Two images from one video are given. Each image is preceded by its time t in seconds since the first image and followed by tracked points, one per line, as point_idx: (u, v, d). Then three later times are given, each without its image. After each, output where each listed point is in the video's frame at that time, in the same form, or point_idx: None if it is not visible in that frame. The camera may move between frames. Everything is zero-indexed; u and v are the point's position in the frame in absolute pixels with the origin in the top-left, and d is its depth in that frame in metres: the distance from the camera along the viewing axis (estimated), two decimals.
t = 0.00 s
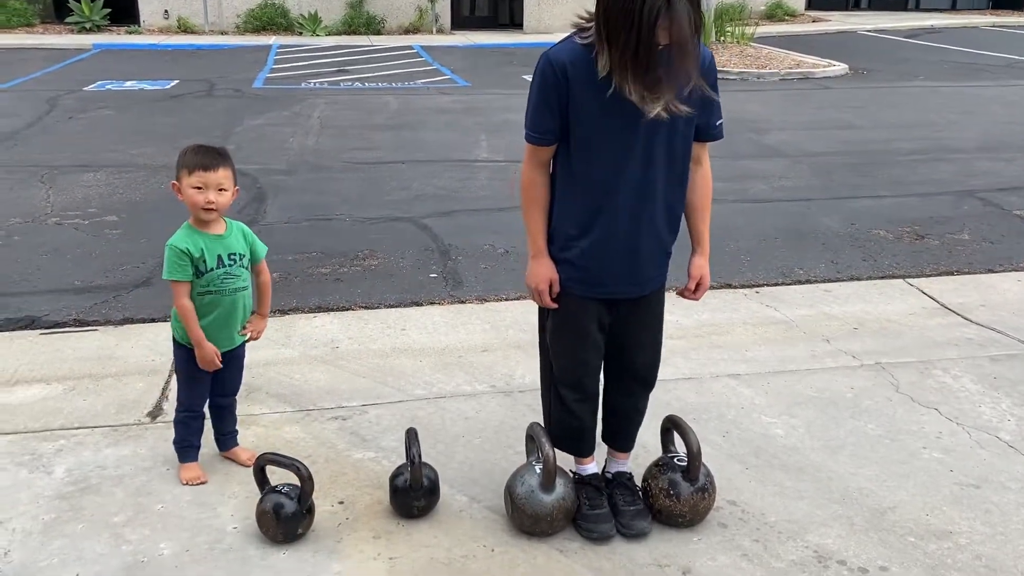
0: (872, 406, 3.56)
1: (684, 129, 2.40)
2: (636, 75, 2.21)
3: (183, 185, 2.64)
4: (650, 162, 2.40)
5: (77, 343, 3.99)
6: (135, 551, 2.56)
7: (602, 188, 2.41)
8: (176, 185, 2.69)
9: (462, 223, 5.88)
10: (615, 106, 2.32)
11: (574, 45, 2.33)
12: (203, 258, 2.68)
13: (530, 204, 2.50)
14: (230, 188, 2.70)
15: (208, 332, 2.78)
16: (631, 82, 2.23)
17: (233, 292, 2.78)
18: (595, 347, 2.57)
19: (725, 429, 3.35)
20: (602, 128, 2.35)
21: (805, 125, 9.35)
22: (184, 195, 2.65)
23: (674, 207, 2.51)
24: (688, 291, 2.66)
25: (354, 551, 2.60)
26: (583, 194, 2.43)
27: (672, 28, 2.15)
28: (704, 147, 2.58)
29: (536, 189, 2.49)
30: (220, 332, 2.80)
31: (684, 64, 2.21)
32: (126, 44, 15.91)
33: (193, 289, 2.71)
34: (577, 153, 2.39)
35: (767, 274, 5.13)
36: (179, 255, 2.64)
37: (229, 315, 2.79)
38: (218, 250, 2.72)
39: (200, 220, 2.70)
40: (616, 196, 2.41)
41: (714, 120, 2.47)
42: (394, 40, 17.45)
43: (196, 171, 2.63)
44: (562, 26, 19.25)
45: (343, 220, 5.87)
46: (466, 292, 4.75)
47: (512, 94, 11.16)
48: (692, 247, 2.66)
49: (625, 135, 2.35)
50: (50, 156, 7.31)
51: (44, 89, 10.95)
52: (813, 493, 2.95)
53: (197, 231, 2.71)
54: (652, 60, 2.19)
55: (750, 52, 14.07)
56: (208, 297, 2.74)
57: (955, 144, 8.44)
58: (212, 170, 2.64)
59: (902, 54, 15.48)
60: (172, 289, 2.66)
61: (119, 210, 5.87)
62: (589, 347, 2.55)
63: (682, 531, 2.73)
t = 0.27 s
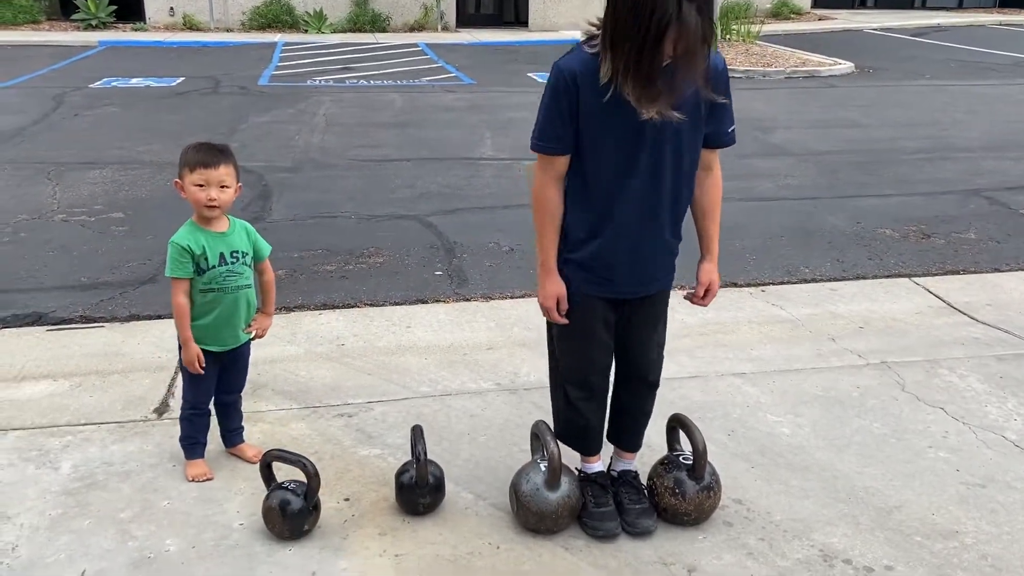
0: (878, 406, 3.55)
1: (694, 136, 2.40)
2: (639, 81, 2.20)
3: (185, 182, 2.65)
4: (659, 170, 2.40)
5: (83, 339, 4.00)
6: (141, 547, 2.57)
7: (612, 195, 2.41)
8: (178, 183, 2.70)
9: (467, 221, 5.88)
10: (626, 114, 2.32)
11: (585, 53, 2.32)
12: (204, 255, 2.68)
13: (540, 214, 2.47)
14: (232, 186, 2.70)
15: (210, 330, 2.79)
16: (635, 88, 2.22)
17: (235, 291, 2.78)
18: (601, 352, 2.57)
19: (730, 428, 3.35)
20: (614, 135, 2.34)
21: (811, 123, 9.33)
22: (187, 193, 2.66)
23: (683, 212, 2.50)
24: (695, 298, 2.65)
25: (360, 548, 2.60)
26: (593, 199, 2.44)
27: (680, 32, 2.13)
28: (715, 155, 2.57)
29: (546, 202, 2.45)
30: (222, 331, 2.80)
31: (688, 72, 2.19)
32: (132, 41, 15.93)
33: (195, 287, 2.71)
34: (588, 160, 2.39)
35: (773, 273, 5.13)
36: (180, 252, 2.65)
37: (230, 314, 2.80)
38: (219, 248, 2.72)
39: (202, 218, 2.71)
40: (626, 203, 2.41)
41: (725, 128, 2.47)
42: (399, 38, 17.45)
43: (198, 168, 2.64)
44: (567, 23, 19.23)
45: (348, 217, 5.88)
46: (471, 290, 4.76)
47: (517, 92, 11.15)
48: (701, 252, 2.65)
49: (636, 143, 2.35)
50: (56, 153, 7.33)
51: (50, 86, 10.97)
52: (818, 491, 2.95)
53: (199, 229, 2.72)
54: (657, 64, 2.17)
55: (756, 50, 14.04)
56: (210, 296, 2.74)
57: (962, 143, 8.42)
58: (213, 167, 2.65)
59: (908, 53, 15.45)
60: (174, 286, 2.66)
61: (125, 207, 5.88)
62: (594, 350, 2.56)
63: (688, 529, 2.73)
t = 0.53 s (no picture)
0: (882, 405, 3.55)
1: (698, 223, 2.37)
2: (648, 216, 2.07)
3: (185, 180, 2.66)
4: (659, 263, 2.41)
5: (88, 336, 4.01)
6: (146, 543, 2.58)
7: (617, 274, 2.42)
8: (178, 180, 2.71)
9: (472, 219, 5.88)
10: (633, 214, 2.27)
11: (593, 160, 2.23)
12: (203, 251, 2.69)
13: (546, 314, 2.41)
14: (231, 183, 2.71)
15: (209, 327, 2.79)
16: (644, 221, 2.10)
17: (235, 287, 2.79)
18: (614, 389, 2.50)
19: (734, 427, 3.34)
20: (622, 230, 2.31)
21: (816, 122, 9.31)
22: (186, 190, 2.67)
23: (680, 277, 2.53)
24: (693, 385, 2.71)
25: (364, 545, 2.61)
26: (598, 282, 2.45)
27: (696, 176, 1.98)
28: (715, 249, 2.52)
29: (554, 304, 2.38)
30: (221, 328, 2.81)
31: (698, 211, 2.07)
32: (136, 38, 15.95)
33: (194, 283, 2.72)
34: (594, 249, 2.37)
35: (777, 271, 5.12)
36: (179, 247, 2.66)
37: (231, 310, 2.80)
38: (218, 245, 2.73)
39: (201, 214, 2.72)
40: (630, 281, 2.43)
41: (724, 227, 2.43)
42: (403, 35, 17.45)
43: (196, 165, 2.64)
44: (571, 21, 19.22)
45: (352, 215, 5.88)
46: (475, 287, 4.75)
47: (521, 90, 11.15)
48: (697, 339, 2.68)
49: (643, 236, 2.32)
50: (61, 150, 7.34)
51: (55, 83, 10.99)
52: (822, 490, 2.95)
53: (199, 225, 2.73)
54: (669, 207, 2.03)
55: (760, 49, 14.02)
56: (210, 292, 2.75)
57: (967, 142, 8.40)
58: (211, 165, 2.64)
59: (914, 51, 15.40)
60: (173, 281, 2.68)
61: (129, 204, 5.88)
62: (612, 386, 2.50)
63: (692, 527, 2.73)
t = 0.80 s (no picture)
0: (885, 403, 3.54)
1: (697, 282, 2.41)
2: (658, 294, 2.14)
3: (182, 176, 2.65)
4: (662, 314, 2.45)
5: (90, 332, 4.00)
6: (147, 538, 2.58)
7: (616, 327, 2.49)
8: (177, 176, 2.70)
9: (474, 216, 5.88)
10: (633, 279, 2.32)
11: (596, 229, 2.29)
12: (201, 246, 2.69)
13: (546, 369, 2.49)
14: (228, 178, 2.70)
15: (208, 322, 2.79)
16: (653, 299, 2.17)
17: (233, 281, 2.79)
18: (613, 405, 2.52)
19: (736, 425, 3.34)
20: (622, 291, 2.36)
21: (819, 120, 9.29)
22: (184, 187, 2.66)
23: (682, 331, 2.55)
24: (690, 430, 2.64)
25: (365, 541, 2.61)
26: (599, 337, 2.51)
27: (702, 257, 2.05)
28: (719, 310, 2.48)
29: (555, 359, 2.46)
30: (220, 323, 2.81)
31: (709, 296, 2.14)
32: (139, 35, 15.95)
33: (193, 277, 2.72)
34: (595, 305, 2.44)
35: (780, 270, 5.11)
36: (177, 242, 2.66)
37: (230, 305, 2.80)
38: (216, 239, 2.73)
39: (199, 210, 2.71)
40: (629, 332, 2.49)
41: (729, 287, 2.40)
42: (406, 32, 17.44)
43: (193, 161, 2.63)
44: (575, 19, 19.19)
45: (355, 212, 5.87)
46: (478, 285, 4.75)
47: (524, 88, 11.13)
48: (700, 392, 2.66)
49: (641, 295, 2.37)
50: (64, 146, 7.34)
51: (58, 79, 10.99)
52: (824, 488, 2.94)
53: (198, 220, 2.73)
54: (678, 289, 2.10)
55: (764, 47, 13.99)
56: (208, 286, 2.74)
57: (971, 141, 8.38)
58: (208, 161, 2.64)
59: (918, 50, 15.37)
60: (172, 276, 2.68)
61: (132, 200, 5.88)
62: (613, 401, 2.52)
63: (693, 525, 2.72)
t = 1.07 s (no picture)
0: (886, 403, 3.54)
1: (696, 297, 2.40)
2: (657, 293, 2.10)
3: (179, 175, 2.65)
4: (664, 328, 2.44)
5: (90, 329, 4.00)
6: (146, 536, 2.57)
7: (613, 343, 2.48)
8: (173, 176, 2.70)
9: (475, 215, 5.87)
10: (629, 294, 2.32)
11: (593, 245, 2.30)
12: (199, 245, 2.69)
13: (537, 383, 2.49)
14: (226, 176, 2.70)
15: (205, 321, 2.79)
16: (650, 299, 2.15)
17: (231, 280, 2.78)
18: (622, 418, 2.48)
19: (736, 425, 3.33)
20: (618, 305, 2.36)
21: (821, 119, 9.29)
22: (182, 186, 2.66)
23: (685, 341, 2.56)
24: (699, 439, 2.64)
25: (364, 540, 2.60)
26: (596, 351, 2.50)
27: (702, 252, 2.01)
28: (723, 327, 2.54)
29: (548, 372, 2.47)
30: (218, 321, 2.80)
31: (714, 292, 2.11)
32: (141, 33, 15.95)
33: (190, 276, 2.72)
34: (593, 319, 2.44)
35: (781, 269, 5.10)
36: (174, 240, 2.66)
37: (228, 303, 2.79)
38: (214, 238, 2.73)
39: (197, 208, 2.70)
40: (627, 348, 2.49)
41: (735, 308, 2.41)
42: (408, 31, 17.43)
43: (190, 160, 2.63)
44: (577, 18, 19.18)
45: (356, 210, 5.87)
46: (478, 284, 4.74)
47: (525, 86, 11.13)
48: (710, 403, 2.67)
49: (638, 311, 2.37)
50: (65, 143, 7.34)
51: (60, 77, 10.99)
52: (825, 488, 2.94)
53: (195, 218, 2.72)
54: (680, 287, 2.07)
55: (766, 46, 13.98)
56: (205, 285, 2.74)
57: (972, 141, 8.36)
58: (205, 159, 2.63)
59: (920, 49, 15.34)
60: (169, 275, 2.68)
61: (133, 198, 5.88)
62: (620, 411, 2.47)
63: (693, 524, 2.72)
